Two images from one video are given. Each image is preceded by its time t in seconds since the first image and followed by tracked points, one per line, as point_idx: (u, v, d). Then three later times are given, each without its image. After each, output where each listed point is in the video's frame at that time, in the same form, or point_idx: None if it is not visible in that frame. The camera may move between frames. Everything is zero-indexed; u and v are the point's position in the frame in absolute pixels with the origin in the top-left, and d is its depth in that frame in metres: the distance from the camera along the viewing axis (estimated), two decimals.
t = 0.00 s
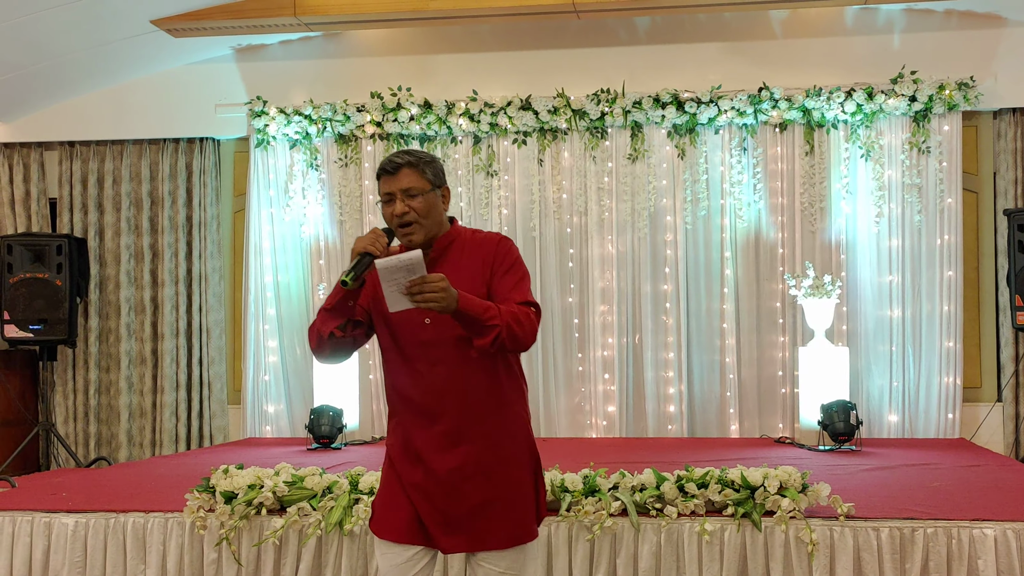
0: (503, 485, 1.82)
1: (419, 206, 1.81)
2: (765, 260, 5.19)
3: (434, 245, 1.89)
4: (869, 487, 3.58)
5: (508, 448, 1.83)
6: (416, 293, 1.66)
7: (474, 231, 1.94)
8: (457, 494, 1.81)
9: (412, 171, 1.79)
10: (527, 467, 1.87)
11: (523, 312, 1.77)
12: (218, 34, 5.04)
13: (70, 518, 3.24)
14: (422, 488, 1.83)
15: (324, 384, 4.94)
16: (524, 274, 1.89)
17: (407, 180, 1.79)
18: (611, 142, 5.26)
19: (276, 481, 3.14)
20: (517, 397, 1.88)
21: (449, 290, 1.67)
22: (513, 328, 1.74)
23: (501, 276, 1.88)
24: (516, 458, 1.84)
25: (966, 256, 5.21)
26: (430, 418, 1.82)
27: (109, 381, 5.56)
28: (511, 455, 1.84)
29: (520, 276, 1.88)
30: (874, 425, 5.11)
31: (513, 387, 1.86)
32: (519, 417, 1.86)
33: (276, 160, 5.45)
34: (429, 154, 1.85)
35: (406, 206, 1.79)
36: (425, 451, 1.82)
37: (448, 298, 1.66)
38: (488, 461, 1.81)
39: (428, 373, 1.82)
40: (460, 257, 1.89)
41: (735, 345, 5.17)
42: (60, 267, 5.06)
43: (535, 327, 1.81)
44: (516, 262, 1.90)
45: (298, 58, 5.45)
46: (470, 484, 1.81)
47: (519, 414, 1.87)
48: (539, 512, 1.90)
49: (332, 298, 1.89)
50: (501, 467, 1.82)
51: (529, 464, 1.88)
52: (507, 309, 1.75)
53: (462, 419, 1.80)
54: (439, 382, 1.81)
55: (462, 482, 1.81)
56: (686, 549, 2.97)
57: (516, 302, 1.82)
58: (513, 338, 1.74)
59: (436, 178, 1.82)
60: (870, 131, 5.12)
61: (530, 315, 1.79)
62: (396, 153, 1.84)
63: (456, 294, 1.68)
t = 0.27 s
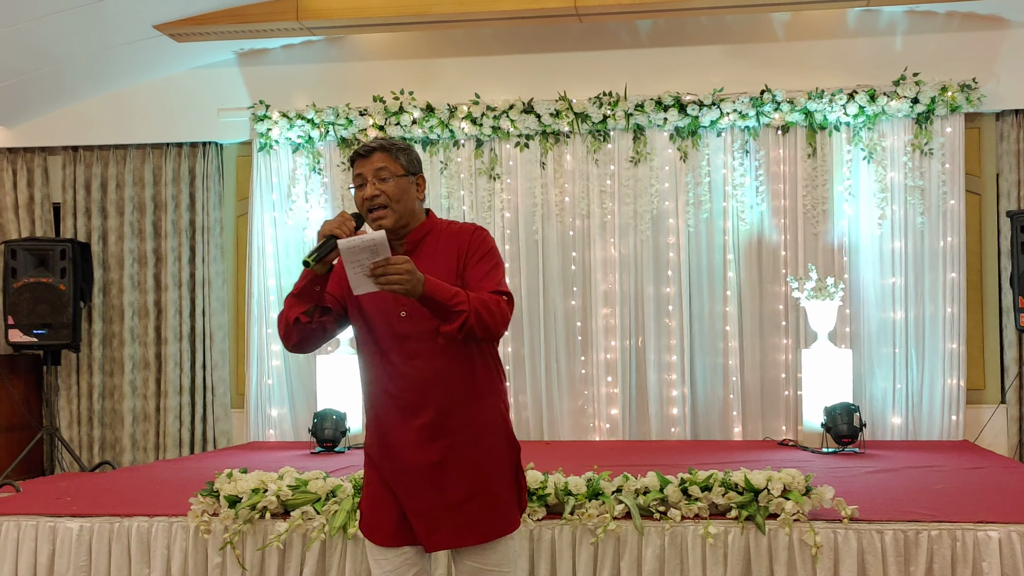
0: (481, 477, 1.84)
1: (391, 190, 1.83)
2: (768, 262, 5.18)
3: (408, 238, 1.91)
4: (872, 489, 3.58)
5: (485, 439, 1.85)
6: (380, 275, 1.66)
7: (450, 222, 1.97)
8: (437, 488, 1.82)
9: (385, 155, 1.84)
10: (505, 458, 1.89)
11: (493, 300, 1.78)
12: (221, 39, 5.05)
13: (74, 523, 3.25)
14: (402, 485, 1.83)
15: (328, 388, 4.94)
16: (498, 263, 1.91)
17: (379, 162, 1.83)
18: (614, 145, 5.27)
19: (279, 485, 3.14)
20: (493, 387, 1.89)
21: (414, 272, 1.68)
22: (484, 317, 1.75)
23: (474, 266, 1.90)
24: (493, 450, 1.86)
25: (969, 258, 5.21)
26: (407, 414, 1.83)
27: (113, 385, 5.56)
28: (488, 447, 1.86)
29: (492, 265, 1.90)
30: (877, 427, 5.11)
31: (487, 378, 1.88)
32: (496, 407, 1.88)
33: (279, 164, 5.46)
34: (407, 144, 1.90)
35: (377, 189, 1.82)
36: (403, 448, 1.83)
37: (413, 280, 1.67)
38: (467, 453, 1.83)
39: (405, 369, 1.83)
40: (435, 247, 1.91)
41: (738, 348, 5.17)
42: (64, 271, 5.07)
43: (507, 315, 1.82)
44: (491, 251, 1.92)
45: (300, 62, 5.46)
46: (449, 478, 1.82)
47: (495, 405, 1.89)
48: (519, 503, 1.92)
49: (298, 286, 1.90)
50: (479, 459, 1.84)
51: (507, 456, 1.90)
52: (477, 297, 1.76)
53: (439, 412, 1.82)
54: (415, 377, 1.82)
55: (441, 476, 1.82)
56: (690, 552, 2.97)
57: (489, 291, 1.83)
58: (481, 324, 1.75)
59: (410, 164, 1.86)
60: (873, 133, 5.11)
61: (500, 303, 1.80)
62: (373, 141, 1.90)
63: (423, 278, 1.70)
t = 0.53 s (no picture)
0: (466, 474, 1.81)
1: (387, 178, 1.83)
2: (774, 264, 5.17)
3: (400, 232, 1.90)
4: (878, 492, 3.58)
5: (472, 436, 1.83)
6: (361, 253, 1.65)
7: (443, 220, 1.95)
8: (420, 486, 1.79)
9: (385, 144, 1.84)
10: (491, 456, 1.86)
11: (475, 290, 1.75)
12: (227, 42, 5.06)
13: (82, 525, 3.26)
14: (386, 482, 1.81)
15: (334, 391, 4.95)
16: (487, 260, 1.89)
17: (379, 150, 1.83)
18: (620, 147, 5.27)
19: (286, 487, 3.15)
20: (479, 384, 1.88)
21: (396, 254, 1.66)
22: (465, 306, 1.71)
23: (462, 261, 1.87)
24: (479, 447, 1.84)
25: (976, 260, 5.20)
26: (392, 409, 1.81)
27: (121, 388, 5.58)
28: (473, 443, 1.83)
29: (480, 260, 1.88)
30: (884, 430, 5.10)
31: (473, 375, 1.86)
32: (481, 406, 1.86)
33: (286, 167, 5.48)
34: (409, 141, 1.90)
35: (374, 176, 1.82)
36: (387, 444, 1.81)
37: (394, 261, 1.65)
38: (449, 451, 1.81)
39: (389, 363, 1.81)
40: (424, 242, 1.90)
41: (744, 350, 5.17)
42: (72, 274, 5.09)
43: (491, 308, 1.78)
44: (480, 249, 1.90)
45: (306, 65, 5.46)
46: (433, 475, 1.79)
47: (482, 401, 1.87)
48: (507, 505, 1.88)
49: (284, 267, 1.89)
50: (464, 456, 1.82)
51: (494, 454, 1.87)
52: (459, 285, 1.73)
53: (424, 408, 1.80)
54: (400, 371, 1.80)
55: (425, 473, 1.79)
56: (696, 555, 2.97)
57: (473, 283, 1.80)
58: (461, 311, 1.71)
59: (409, 159, 1.86)
60: (880, 136, 5.12)
61: (483, 294, 1.77)
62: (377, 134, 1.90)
63: (405, 261, 1.67)
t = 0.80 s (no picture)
0: (464, 476, 1.77)
1: (402, 182, 1.78)
2: (787, 267, 5.16)
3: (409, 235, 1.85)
4: (893, 496, 3.57)
5: (472, 438, 1.79)
6: (371, 242, 1.61)
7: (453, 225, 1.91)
8: (416, 487, 1.75)
9: (401, 147, 1.79)
10: (491, 459, 1.82)
11: (483, 290, 1.70)
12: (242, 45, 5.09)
13: (97, 526, 3.27)
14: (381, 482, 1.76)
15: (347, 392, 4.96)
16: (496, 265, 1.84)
17: (396, 153, 1.78)
18: (632, 149, 5.27)
19: (299, 489, 3.15)
20: (482, 386, 1.84)
21: (406, 246, 1.62)
22: (471, 304, 1.65)
23: (470, 264, 1.82)
24: (478, 449, 1.79)
25: (990, 264, 5.18)
26: (391, 409, 1.77)
27: (134, 389, 5.60)
28: (474, 446, 1.79)
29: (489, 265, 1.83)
30: (898, 434, 5.07)
31: (476, 377, 1.83)
32: (482, 408, 1.82)
33: (299, 169, 5.48)
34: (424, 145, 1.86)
35: (388, 178, 1.76)
36: (384, 443, 1.76)
37: (404, 253, 1.60)
38: (447, 453, 1.76)
39: (391, 362, 1.77)
40: (433, 243, 1.85)
41: (757, 353, 5.15)
42: (86, 275, 5.11)
43: (496, 310, 1.72)
44: (489, 255, 1.85)
45: (321, 68, 5.49)
46: (430, 477, 1.75)
47: (484, 404, 1.83)
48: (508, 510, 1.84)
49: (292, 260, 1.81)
50: (463, 458, 1.78)
51: (494, 458, 1.83)
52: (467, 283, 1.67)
53: (424, 408, 1.75)
54: (401, 371, 1.76)
55: (422, 474, 1.75)
56: (709, 559, 2.96)
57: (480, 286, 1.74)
58: (466, 310, 1.65)
59: (424, 163, 1.81)
60: (893, 138, 5.09)
61: (489, 295, 1.71)
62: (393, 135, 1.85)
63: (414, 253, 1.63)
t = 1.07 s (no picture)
0: (476, 483, 1.74)
1: (425, 190, 1.77)
2: (801, 271, 5.15)
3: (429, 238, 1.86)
4: (908, 501, 3.55)
5: (485, 445, 1.76)
6: (394, 247, 1.60)
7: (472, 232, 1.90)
8: (427, 493, 1.72)
9: (426, 154, 1.77)
10: (505, 466, 1.78)
11: (501, 299, 1.69)
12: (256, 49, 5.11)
13: (112, 528, 3.27)
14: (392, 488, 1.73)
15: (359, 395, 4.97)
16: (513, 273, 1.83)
17: (420, 160, 1.76)
18: (645, 153, 5.26)
19: (313, 492, 3.16)
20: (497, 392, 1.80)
21: (427, 252, 1.61)
22: (489, 313, 1.65)
23: (488, 271, 1.82)
24: (492, 455, 1.76)
25: (1005, 267, 5.16)
26: (403, 414, 1.74)
27: (148, 392, 5.62)
28: (486, 452, 1.75)
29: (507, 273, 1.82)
30: (912, 438, 5.05)
31: (491, 383, 1.79)
32: (496, 414, 1.78)
33: (312, 172, 5.50)
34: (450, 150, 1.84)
35: (411, 186, 1.76)
36: (394, 449, 1.73)
37: (426, 259, 1.60)
38: (458, 459, 1.73)
39: (403, 367, 1.74)
40: (451, 250, 1.85)
41: (770, 357, 5.15)
42: (101, 278, 5.13)
43: (514, 320, 1.72)
44: (507, 263, 1.85)
45: (335, 71, 5.51)
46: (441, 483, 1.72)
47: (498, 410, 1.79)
48: (518, 524, 1.79)
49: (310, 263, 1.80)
50: (475, 464, 1.74)
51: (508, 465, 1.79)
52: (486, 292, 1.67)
53: (436, 414, 1.72)
54: (413, 376, 1.73)
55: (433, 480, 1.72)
56: (722, 561, 2.94)
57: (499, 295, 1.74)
58: (484, 319, 1.65)
59: (448, 170, 1.81)
60: (908, 141, 5.07)
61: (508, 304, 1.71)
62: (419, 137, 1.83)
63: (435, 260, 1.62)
